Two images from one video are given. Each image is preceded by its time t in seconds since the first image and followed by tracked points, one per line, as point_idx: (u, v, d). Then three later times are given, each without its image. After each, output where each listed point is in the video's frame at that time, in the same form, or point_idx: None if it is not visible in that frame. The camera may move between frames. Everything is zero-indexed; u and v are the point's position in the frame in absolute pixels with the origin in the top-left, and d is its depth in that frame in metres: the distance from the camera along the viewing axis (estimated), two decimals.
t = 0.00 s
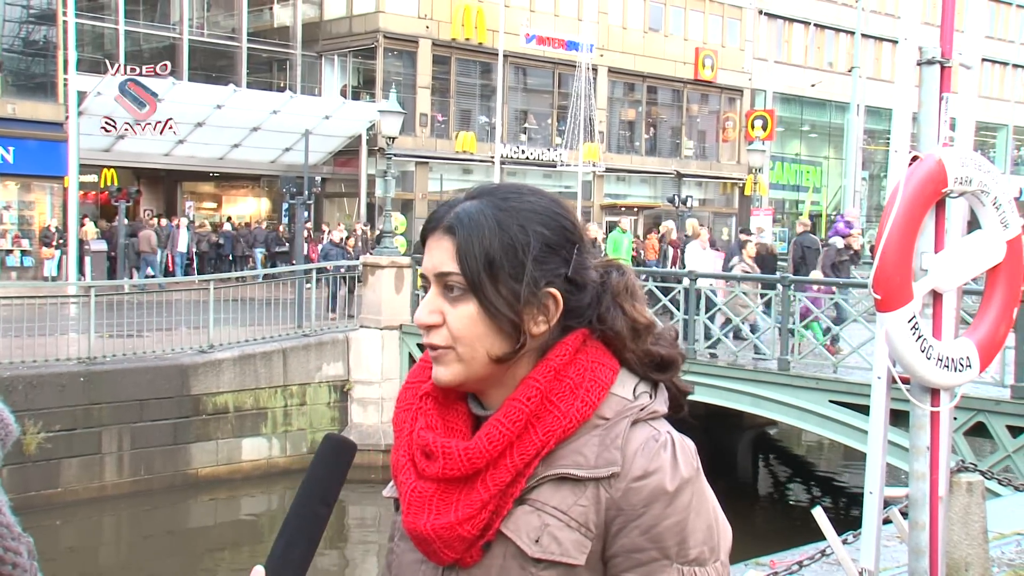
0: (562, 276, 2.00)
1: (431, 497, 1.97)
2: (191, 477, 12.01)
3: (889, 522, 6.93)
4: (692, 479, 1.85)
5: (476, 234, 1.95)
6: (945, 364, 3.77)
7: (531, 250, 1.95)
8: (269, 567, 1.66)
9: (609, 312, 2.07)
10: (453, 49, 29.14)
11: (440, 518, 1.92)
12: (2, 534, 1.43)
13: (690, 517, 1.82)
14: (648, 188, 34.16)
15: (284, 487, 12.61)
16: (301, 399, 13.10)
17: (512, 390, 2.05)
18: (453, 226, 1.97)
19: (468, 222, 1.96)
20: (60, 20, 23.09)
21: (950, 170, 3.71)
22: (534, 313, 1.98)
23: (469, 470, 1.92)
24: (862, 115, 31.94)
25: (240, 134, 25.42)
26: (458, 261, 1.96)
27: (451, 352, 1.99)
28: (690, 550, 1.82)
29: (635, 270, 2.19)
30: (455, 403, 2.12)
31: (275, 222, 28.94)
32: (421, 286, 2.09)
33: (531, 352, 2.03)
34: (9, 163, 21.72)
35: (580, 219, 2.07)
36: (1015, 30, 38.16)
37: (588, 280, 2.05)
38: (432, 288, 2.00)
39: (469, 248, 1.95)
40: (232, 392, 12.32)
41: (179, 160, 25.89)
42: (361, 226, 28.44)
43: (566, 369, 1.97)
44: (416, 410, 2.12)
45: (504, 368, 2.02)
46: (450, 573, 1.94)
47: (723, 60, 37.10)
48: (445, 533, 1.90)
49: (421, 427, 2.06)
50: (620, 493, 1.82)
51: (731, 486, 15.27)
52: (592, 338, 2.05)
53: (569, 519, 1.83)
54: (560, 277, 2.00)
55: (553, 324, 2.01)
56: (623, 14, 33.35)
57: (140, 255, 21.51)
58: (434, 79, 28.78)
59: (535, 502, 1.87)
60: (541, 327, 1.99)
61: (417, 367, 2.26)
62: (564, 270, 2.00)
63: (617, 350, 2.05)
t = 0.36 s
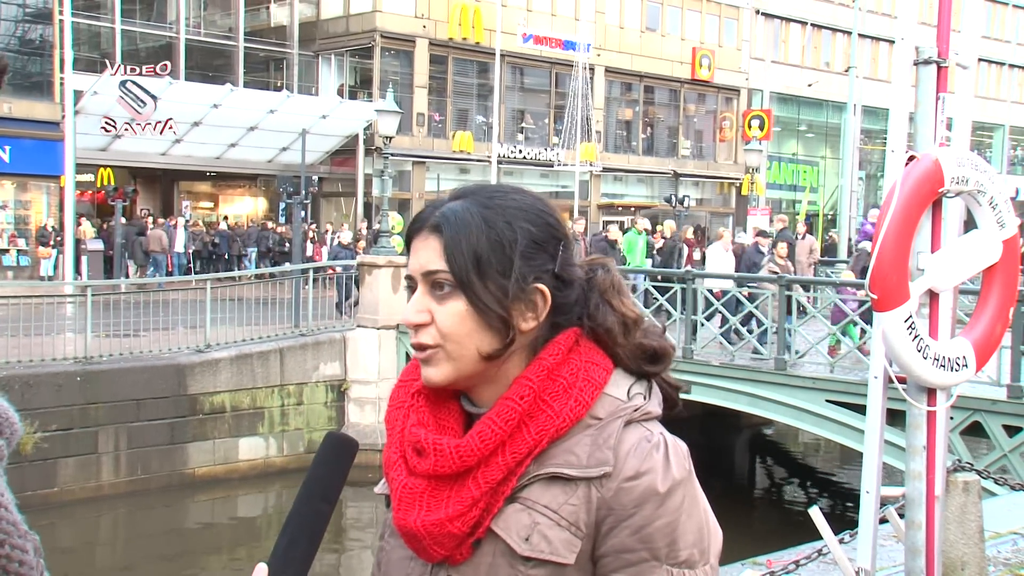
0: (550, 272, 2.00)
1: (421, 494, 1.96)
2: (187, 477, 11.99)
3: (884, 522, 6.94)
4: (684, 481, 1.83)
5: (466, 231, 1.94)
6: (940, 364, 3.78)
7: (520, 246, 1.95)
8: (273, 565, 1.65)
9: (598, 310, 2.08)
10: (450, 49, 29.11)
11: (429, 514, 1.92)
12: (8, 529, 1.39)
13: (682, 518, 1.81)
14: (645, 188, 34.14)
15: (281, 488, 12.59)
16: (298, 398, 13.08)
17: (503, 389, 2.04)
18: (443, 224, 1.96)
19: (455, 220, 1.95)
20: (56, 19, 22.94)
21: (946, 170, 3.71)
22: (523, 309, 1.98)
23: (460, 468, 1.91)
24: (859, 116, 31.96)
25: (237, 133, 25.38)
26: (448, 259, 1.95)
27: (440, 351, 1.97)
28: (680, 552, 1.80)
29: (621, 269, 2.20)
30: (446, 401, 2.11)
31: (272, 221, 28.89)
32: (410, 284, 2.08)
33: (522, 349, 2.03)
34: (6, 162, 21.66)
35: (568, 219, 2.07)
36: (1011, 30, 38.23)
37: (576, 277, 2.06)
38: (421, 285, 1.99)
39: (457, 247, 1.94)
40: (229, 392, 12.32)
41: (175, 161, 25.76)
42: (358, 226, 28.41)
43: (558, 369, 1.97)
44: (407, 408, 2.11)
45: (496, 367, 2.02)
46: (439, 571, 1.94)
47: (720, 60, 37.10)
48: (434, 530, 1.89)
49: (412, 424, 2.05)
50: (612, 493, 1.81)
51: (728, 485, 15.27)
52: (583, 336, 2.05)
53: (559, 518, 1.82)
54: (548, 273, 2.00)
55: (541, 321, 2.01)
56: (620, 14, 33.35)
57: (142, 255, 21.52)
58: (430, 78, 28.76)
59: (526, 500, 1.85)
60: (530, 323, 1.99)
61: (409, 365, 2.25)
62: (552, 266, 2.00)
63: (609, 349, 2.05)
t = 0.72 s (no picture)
0: (543, 274, 1.97)
1: (399, 491, 1.93)
2: (186, 476, 11.98)
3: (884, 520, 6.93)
4: (662, 483, 1.79)
5: (459, 231, 1.91)
6: (939, 362, 3.78)
7: (513, 249, 1.92)
8: (274, 562, 1.66)
9: (582, 306, 2.05)
10: (450, 48, 29.10)
11: (406, 511, 1.89)
12: (12, 523, 1.35)
13: (657, 521, 1.76)
14: (643, 187, 34.16)
15: (279, 487, 12.58)
16: (296, 397, 13.06)
17: (486, 386, 2.01)
18: (434, 223, 1.92)
19: (449, 220, 1.92)
20: (54, 18, 22.98)
21: (945, 168, 3.71)
22: (516, 311, 1.95)
23: (438, 466, 1.88)
24: (857, 114, 31.98)
25: (236, 132, 25.36)
26: (440, 260, 1.91)
27: (431, 352, 1.95)
28: (654, 554, 1.76)
29: (606, 265, 2.17)
30: (428, 399, 2.09)
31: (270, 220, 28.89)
32: (397, 283, 2.05)
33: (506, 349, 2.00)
34: (4, 161, 21.74)
35: (560, 218, 2.04)
36: (1010, 29, 38.25)
37: (565, 276, 2.04)
38: (412, 284, 1.95)
39: (452, 246, 1.91)
40: (228, 390, 12.32)
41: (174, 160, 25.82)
42: (356, 225, 28.41)
43: (538, 368, 1.94)
44: (389, 404, 2.08)
45: (482, 366, 1.99)
46: (414, 568, 1.91)
47: (719, 59, 37.11)
48: (410, 527, 1.86)
49: (392, 420, 2.02)
50: (588, 493, 1.77)
51: (726, 484, 15.27)
52: (566, 335, 2.02)
53: (534, 518, 1.78)
54: (540, 275, 1.97)
55: (534, 321, 1.99)
56: (619, 13, 33.35)
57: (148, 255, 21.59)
58: (429, 77, 28.75)
59: (503, 499, 1.82)
60: (522, 324, 1.97)
61: (392, 362, 2.22)
62: (544, 268, 1.98)
63: (591, 347, 2.01)
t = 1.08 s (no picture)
0: (524, 279, 1.96)
1: (376, 496, 1.91)
2: (186, 475, 11.96)
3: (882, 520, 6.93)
4: (641, 487, 1.79)
5: (441, 232, 1.88)
6: (938, 362, 3.78)
7: (497, 253, 1.90)
8: (274, 559, 1.65)
9: (563, 312, 2.04)
10: (450, 47, 29.09)
11: (384, 517, 1.87)
12: (14, 524, 1.35)
13: (637, 525, 1.77)
14: (643, 186, 34.16)
15: (279, 486, 12.58)
16: (296, 397, 13.04)
17: (464, 391, 1.99)
18: (417, 222, 1.90)
19: (433, 220, 1.89)
20: (54, 17, 23.03)
21: (944, 167, 3.71)
22: (494, 314, 1.93)
23: (416, 470, 1.86)
24: (858, 114, 32.00)
25: (236, 131, 25.35)
26: (421, 259, 1.89)
27: (406, 353, 1.92)
28: (635, 559, 1.77)
29: (587, 269, 2.17)
30: (404, 401, 2.07)
31: (271, 219, 28.88)
32: (376, 282, 2.02)
33: (485, 352, 1.98)
34: (4, 160, 21.77)
35: (541, 220, 2.02)
36: (1011, 28, 38.25)
37: (546, 281, 2.02)
38: (391, 285, 1.93)
39: (434, 245, 1.88)
40: (228, 390, 12.31)
41: (173, 159, 25.77)
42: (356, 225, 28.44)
43: (518, 371, 1.92)
44: (364, 407, 2.06)
45: (460, 370, 1.97)
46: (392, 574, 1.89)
47: (719, 58, 37.12)
48: (389, 533, 1.84)
49: (369, 424, 1.99)
50: (568, 498, 1.76)
51: (726, 484, 15.26)
52: (546, 339, 2.01)
53: (515, 523, 1.77)
54: (522, 280, 1.96)
55: (512, 325, 1.97)
56: (619, 12, 33.36)
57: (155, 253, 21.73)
58: (429, 76, 28.75)
59: (482, 504, 1.80)
60: (500, 328, 1.95)
61: (367, 364, 2.19)
62: (525, 273, 1.96)
63: (570, 350, 2.01)
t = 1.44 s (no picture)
0: (506, 301, 1.89)
1: (359, 494, 1.88)
2: (186, 474, 11.95)
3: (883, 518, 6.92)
4: (626, 490, 1.80)
5: (423, 244, 1.81)
6: (939, 361, 3.77)
7: (478, 277, 1.83)
8: (267, 554, 1.62)
9: (550, 325, 1.99)
10: (450, 46, 29.09)
11: (366, 514, 1.84)
12: (6, 524, 1.35)
13: (621, 528, 1.78)
14: (643, 185, 34.21)
15: (279, 485, 12.57)
16: (296, 396, 13.01)
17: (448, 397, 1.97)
18: (398, 237, 1.83)
19: (413, 234, 1.82)
20: (54, 16, 23.02)
21: (945, 167, 3.71)
22: (473, 336, 1.87)
23: (400, 471, 1.84)
24: (858, 113, 32.00)
25: (236, 130, 25.34)
26: (399, 274, 1.83)
27: (379, 363, 1.89)
28: (617, 562, 1.78)
29: (584, 281, 2.09)
30: (387, 404, 2.02)
31: (271, 218, 28.88)
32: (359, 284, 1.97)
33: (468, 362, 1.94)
34: (4, 160, 21.78)
35: (534, 231, 1.94)
36: (1011, 28, 38.29)
37: (533, 299, 1.94)
38: (372, 294, 1.88)
39: (413, 261, 1.81)
40: (228, 389, 12.31)
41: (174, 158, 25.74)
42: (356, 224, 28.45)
43: (506, 376, 1.90)
44: (346, 405, 2.00)
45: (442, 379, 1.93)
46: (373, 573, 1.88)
47: (719, 57, 37.13)
48: (370, 531, 1.82)
49: (349, 423, 1.95)
50: (552, 500, 1.77)
51: (726, 483, 15.24)
52: (532, 353, 1.96)
53: (498, 523, 1.78)
54: (505, 301, 1.89)
55: (492, 345, 1.91)
56: (619, 11, 33.35)
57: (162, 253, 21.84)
58: (430, 76, 28.74)
59: (465, 503, 1.80)
60: (480, 347, 1.89)
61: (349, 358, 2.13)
62: (509, 295, 1.89)
63: (555, 364, 1.98)
